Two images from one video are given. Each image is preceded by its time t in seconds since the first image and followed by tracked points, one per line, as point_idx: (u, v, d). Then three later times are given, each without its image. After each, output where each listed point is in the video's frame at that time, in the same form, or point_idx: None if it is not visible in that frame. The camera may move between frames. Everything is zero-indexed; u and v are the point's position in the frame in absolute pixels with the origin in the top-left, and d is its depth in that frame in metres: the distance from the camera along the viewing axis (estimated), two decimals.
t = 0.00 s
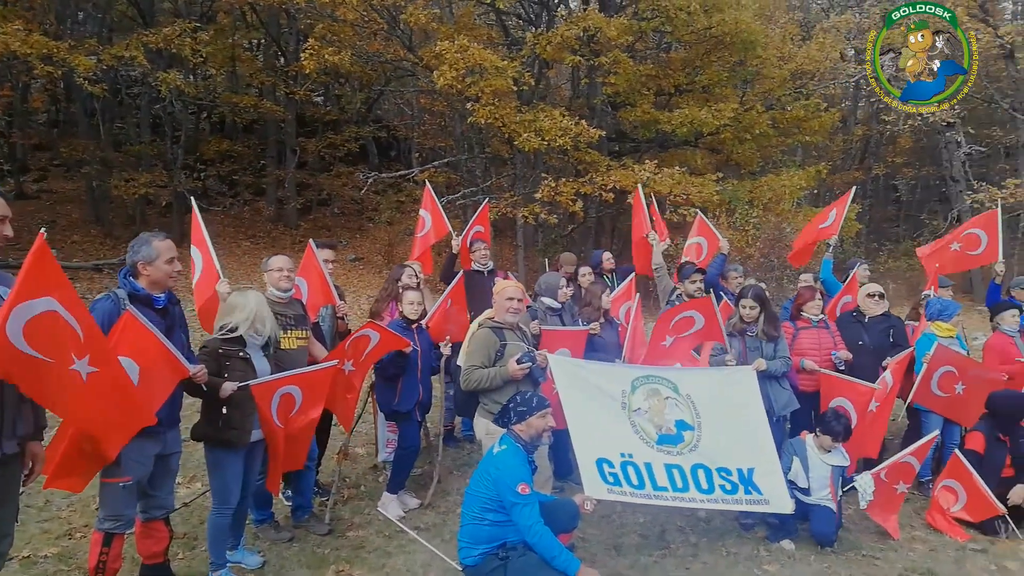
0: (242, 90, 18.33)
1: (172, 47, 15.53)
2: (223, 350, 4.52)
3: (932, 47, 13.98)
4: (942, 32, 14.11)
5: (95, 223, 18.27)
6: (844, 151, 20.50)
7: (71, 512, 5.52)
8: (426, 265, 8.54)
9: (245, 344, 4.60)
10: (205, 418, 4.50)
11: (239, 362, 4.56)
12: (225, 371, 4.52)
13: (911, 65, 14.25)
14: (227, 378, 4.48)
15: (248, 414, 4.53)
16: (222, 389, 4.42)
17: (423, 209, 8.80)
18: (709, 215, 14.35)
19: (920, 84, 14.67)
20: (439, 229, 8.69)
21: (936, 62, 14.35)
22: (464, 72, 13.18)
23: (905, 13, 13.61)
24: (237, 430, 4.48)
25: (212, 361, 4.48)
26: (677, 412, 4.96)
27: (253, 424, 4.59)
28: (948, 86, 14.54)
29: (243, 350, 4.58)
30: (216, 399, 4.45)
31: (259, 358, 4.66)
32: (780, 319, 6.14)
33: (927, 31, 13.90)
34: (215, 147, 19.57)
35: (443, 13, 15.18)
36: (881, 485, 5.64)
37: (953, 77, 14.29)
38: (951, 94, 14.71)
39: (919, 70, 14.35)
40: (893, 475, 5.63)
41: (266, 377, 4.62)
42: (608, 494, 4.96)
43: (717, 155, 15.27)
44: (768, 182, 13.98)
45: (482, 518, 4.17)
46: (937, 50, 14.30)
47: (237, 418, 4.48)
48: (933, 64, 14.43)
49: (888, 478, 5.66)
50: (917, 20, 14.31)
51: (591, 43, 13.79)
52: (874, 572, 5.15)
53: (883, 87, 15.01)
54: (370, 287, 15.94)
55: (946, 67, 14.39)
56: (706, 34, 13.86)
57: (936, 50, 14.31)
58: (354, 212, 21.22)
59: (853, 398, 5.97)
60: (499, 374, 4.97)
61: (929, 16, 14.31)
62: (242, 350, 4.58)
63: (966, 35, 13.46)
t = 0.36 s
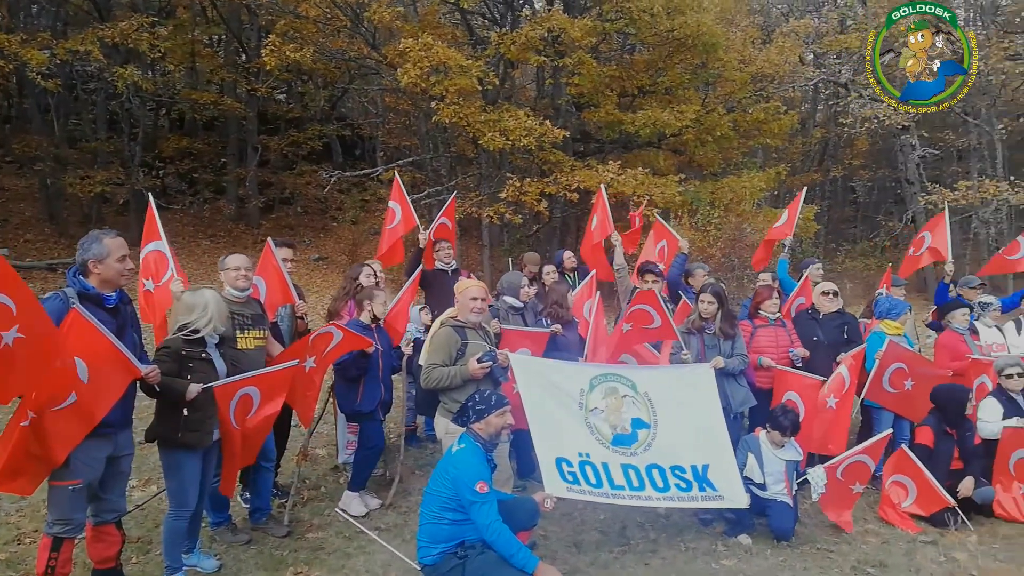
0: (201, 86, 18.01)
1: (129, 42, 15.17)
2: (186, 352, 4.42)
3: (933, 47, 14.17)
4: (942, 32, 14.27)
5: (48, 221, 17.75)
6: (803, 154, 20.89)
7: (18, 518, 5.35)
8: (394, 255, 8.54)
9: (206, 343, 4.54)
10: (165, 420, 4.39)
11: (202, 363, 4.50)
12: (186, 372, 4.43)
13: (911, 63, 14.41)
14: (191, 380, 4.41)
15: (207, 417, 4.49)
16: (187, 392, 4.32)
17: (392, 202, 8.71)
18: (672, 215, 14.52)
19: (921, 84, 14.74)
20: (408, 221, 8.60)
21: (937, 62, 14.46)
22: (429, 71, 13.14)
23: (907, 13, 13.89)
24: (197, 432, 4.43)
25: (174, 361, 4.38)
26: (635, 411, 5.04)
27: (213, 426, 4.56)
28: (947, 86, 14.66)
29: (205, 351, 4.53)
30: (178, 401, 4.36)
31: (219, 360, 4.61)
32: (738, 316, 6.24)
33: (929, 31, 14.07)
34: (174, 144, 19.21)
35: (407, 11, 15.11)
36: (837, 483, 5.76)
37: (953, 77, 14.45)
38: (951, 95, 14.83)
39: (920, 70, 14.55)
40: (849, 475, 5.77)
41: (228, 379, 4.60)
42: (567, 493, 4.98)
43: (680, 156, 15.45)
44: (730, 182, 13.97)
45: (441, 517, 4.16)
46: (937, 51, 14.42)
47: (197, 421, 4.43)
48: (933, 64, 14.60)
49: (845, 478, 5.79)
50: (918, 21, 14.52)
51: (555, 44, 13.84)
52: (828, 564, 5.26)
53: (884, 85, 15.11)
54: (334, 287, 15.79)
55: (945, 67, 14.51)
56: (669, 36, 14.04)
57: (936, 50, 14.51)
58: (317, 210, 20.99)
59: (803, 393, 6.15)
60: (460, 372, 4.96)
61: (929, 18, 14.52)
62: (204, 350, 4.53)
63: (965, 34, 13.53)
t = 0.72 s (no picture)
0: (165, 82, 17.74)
1: (91, 37, 14.85)
2: (162, 363, 4.41)
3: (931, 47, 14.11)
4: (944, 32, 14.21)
5: (6, 220, 17.29)
6: (769, 156, 21.18)
7: None
8: (361, 250, 8.46)
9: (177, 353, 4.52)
10: (130, 428, 4.32)
11: (174, 373, 4.48)
12: (159, 384, 4.40)
13: (909, 65, 14.35)
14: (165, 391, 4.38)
15: (174, 425, 4.47)
16: (164, 403, 4.30)
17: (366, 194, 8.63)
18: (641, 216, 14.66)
19: (920, 83, 14.76)
20: (383, 214, 8.58)
21: (935, 62, 14.49)
22: (398, 70, 13.11)
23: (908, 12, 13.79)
24: (164, 440, 4.41)
25: (146, 373, 4.33)
26: (598, 408, 5.13)
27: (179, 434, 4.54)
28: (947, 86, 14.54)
29: (177, 361, 4.50)
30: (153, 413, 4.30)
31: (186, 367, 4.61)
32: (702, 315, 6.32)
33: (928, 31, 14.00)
34: (137, 142, 18.87)
35: (375, 10, 15.03)
36: (801, 480, 5.87)
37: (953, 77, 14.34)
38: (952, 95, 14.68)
39: (919, 70, 14.48)
40: (813, 471, 5.89)
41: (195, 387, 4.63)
42: (532, 491, 4.89)
43: (648, 157, 15.59)
44: (697, 184, 14.58)
45: (406, 517, 4.15)
46: (937, 50, 14.44)
47: (164, 428, 4.41)
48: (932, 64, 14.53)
49: (809, 474, 5.90)
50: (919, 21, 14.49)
51: (525, 44, 13.88)
52: (790, 559, 5.35)
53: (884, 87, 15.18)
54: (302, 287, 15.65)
55: (945, 67, 14.49)
56: (638, 38, 14.18)
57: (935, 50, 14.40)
58: (285, 209, 20.75)
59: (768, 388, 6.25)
60: (426, 372, 4.94)
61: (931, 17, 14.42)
62: (176, 360, 4.51)
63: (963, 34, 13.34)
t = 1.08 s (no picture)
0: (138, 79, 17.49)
1: (59, 31, 14.53)
2: (136, 364, 4.33)
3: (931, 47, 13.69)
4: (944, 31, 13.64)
5: None
6: (744, 157, 21.36)
7: None
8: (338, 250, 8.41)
9: (150, 353, 4.44)
10: (105, 431, 4.24)
11: (149, 373, 4.41)
12: (133, 384, 4.33)
13: (909, 65, 13.99)
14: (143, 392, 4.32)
15: (148, 428, 4.40)
16: (144, 405, 4.22)
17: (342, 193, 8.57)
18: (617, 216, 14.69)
19: (921, 83, 14.25)
20: (361, 213, 8.59)
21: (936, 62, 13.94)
22: (373, 69, 13.03)
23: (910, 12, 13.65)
24: (138, 443, 4.34)
25: (121, 374, 4.25)
26: (571, 405, 5.18)
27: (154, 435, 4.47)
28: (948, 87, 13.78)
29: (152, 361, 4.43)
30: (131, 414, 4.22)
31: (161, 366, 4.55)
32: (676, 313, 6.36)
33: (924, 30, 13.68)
34: (109, 139, 18.58)
35: (352, 7, 14.92)
36: (772, 478, 5.96)
37: (953, 77, 13.69)
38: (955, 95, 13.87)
39: (919, 70, 14.01)
40: (784, 469, 5.96)
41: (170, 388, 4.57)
42: (505, 488, 4.84)
43: (625, 158, 15.63)
44: (674, 185, 14.70)
45: (378, 516, 4.13)
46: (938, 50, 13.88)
47: (138, 431, 4.33)
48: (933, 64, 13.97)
49: (780, 472, 5.98)
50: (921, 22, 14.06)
51: (502, 44, 13.85)
52: (761, 555, 5.42)
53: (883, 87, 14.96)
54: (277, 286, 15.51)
55: (945, 67, 13.86)
56: (614, 39, 14.23)
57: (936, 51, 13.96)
58: (260, 208, 20.52)
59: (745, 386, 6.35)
60: (398, 372, 4.92)
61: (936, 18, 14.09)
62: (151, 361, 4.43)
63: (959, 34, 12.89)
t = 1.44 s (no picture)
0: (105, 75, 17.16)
1: (22, 26, 14.18)
2: (90, 356, 4.24)
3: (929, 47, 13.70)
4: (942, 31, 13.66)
5: None
6: (715, 158, 21.59)
7: None
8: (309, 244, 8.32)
9: (108, 346, 4.36)
10: (67, 427, 4.18)
11: (106, 367, 4.33)
12: (90, 378, 4.25)
13: (909, 64, 13.95)
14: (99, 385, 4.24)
15: (110, 424, 4.31)
16: (101, 400, 4.14)
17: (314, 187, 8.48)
18: (590, 216, 14.76)
19: (919, 83, 14.03)
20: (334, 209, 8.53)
21: (935, 63, 13.91)
22: (345, 66, 12.95)
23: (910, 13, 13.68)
24: (100, 440, 4.25)
25: (77, 367, 4.16)
26: (539, 402, 5.21)
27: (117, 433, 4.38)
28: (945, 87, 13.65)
29: (109, 354, 4.35)
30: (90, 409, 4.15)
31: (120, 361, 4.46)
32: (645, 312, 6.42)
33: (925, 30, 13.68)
34: (74, 137, 18.22)
35: (324, 5, 14.80)
36: (736, 469, 6.06)
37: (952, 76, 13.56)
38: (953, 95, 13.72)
39: (918, 69, 13.95)
40: (748, 459, 6.06)
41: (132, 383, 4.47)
42: (472, 484, 4.87)
43: (598, 158, 15.71)
44: (644, 185, 14.63)
45: (345, 514, 4.12)
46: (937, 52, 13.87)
47: (100, 428, 4.26)
48: (933, 65, 13.88)
49: (744, 463, 6.07)
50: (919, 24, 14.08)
51: (474, 43, 13.85)
52: (728, 549, 5.50)
53: (882, 85, 14.70)
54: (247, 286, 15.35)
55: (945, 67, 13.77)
56: (587, 40, 14.29)
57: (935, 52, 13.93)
58: (230, 207, 20.27)
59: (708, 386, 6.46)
60: (367, 369, 4.91)
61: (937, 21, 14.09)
62: (108, 354, 4.35)
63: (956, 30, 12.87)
